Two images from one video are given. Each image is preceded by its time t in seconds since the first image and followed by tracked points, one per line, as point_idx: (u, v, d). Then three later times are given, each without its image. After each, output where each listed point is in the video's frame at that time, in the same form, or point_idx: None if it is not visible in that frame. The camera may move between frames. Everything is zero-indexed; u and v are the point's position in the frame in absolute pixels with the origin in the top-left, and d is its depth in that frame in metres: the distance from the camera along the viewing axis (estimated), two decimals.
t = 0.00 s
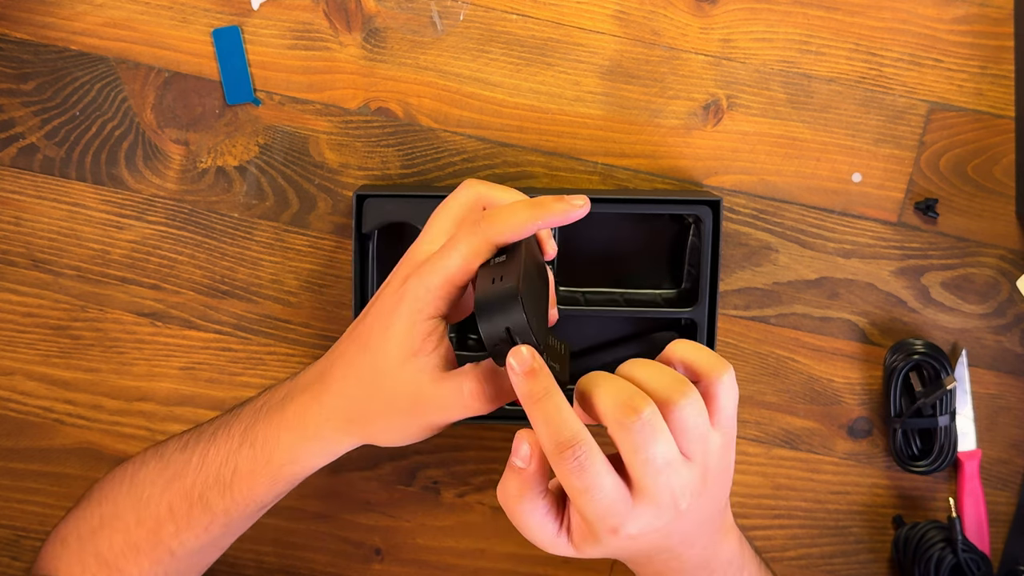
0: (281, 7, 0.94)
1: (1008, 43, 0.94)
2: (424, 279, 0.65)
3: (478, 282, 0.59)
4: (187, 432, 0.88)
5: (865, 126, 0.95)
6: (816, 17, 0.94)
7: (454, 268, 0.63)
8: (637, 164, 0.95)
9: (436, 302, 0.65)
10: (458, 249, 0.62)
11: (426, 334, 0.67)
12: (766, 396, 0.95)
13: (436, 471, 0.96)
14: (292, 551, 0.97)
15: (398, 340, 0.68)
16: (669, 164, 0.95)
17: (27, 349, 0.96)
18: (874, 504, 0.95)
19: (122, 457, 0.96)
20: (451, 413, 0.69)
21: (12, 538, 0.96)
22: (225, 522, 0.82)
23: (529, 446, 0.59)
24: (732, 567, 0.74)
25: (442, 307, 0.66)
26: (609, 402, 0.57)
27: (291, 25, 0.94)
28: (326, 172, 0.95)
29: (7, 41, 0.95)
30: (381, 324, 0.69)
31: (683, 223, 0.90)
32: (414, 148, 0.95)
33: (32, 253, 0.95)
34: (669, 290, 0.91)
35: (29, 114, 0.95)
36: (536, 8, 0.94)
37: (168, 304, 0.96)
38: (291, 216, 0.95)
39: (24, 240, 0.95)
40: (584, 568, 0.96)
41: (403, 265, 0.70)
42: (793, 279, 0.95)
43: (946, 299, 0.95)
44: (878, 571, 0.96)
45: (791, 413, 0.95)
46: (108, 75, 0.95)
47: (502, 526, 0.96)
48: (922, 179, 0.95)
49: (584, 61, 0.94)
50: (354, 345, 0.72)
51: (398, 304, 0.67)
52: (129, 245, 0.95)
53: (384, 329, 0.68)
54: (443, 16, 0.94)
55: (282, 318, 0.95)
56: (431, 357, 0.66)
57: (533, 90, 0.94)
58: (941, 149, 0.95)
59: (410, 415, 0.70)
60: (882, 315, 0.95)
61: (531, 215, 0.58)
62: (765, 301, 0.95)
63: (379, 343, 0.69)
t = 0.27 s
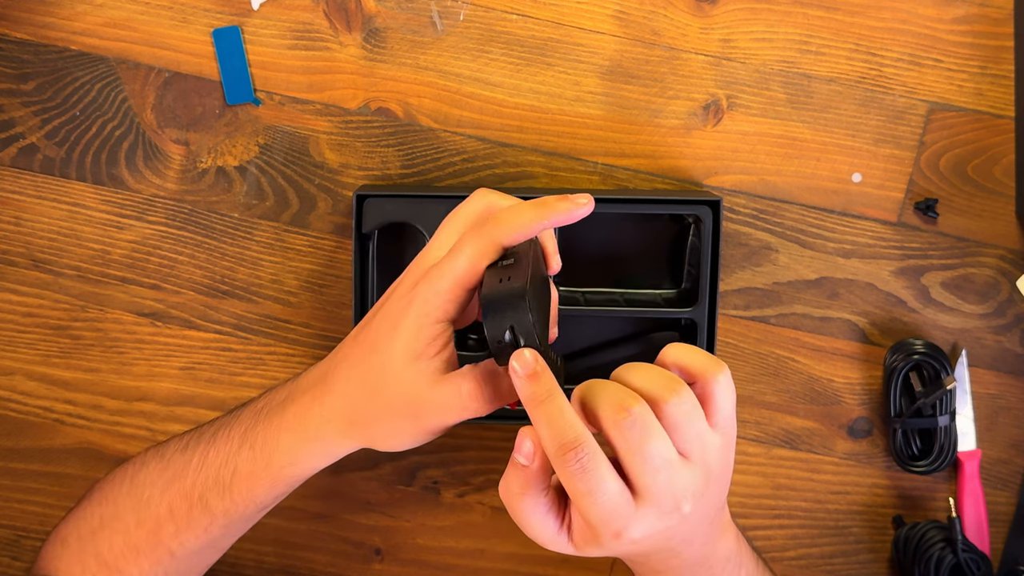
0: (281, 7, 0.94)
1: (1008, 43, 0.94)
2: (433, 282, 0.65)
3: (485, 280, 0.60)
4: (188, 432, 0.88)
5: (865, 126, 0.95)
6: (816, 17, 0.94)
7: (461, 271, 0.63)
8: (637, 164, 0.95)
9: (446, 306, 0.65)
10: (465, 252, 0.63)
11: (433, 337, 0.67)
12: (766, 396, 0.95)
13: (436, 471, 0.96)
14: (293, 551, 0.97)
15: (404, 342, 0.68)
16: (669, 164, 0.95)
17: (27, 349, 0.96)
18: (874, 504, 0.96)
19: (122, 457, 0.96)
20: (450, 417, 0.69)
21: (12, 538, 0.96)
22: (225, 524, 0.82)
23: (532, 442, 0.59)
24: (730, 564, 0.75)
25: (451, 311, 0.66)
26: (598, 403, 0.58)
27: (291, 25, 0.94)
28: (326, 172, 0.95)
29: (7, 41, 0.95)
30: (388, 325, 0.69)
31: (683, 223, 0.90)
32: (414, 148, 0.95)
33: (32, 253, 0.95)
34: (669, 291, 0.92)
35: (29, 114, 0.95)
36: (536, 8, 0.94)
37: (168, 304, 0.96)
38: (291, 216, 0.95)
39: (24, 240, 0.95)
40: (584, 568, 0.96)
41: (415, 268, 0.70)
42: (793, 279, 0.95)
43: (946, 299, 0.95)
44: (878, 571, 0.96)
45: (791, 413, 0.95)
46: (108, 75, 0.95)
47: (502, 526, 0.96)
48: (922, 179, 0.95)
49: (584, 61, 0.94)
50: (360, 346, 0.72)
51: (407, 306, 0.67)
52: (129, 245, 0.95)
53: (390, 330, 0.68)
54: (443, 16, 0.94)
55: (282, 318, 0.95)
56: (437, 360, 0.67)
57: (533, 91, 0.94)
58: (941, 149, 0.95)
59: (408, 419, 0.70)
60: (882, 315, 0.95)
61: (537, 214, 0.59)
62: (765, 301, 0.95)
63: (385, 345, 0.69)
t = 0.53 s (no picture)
0: (281, 7, 0.94)
1: (1008, 43, 0.94)
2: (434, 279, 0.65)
3: (486, 275, 0.61)
4: (188, 432, 0.88)
5: (865, 126, 0.95)
6: (816, 17, 0.94)
7: (461, 268, 0.63)
8: (637, 164, 0.95)
9: (446, 304, 0.65)
10: (464, 248, 0.63)
11: (432, 336, 0.67)
12: (766, 396, 0.95)
13: (436, 471, 0.96)
14: (293, 551, 0.97)
15: (404, 340, 0.68)
16: (669, 164, 0.95)
17: (27, 349, 0.96)
18: (874, 504, 0.96)
19: (122, 457, 0.96)
20: (448, 415, 0.69)
21: (12, 538, 0.96)
22: (225, 523, 0.82)
23: (531, 440, 0.59)
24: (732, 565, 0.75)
25: (451, 309, 0.66)
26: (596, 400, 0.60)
27: (291, 26, 0.94)
28: (326, 172, 0.95)
29: (7, 41, 0.95)
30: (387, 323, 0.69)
31: (683, 223, 0.90)
32: (414, 148, 0.95)
33: (32, 253, 0.95)
34: (669, 291, 0.92)
35: (29, 114, 0.95)
36: (536, 8, 0.94)
37: (168, 304, 0.96)
38: (291, 216, 0.95)
39: (24, 240, 0.95)
40: (584, 568, 0.96)
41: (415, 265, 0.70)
42: (793, 279, 0.95)
43: (946, 299, 0.95)
44: (878, 571, 0.96)
45: (791, 413, 0.95)
46: (108, 74, 0.95)
47: (502, 525, 0.96)
48: (922, 179, 0.95)
49: (584, 61, 0.94)
50: (359, 344, 0.72)
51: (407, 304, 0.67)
52: (129, 245, 0.95)
53: (390, 328, 0.68)
54: (443, 16, 0.94)
55: (282, 318, 0.95)
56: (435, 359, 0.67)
57: (533, 91, 0.94)
58: (941, 149, 0.95)
59: (407, 417, 0.70)
60: (882, 315, 0.95)
61: (538, 210, 0.59)
62: (765, 301, 0.95)
63: (385, 343, 0.69)
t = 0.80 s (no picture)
0: (281, 7, 0.94)
1: (1008, 43, 0.94)
2: (433, 282, 0.65)
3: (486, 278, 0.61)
4: (187, 432, 0.88)
5: (865, 126, 0.95)
6: (816, 17, 0.94)
7: (461, 270, 0.63)
8: (637, 164, 0.95)
9: (446, 306, 0.66)
10: (465, 251, 0.63)
11: (431, 337, 0.67)
12: (766, 396, 0.95)
13: (436, 471, 0.96)
14: (293, 551, 0.97)
15: (402, 341, 0.68)
16: (669, 164, 0.95)
17: (27, 349, 0.96)
18: (874, 504, 0.96)
19: (122, 457, 0.96)
20: (447, 417, 0.69)
21: (12, 538, 0.96)
22: (224, 524, 0.82)
23: (534, 439, 0.59)
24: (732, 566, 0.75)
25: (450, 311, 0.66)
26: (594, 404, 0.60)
27: (291, 26, 0.94)
28: (326, 172, 0.95)
29: (7, 41, 0.95)
30: (386, 324, 0.69)
31: (683, 223, 0.90)
32: (414, 148, 0.95)
33: (32, 253, 0.95)
34: (669, 291, 0.92)
35: (29, 114, 0.95)
36: (536, 8, 0.94)
37: (168, 304, 0.96)
38: (291, 216, 0.95)
39: (24, 240, 0.95)
40: (584, 568, 0.96)
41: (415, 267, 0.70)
42: (793, 279, 0.95)
43: (946, 299, 0.95)
44: (878, 571, 0.96)
45: (791, 413, 0.95)
46: (108, 74, 0.95)
47: (502, 526, 0.96)
48: (922, 179, 0.95)
49: (584, 61, 0.94)
50: (358, 346, 0.72)
51: (405, 305, 0.67)
52: (129, 245, 0.95)
53: (389, 329, 0.69)
54: (443, 16, 0.94)
55: (282, 318, 0.95)
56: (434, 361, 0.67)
57: (533, 91, 0.94)
58: (941, 149, 0.95)
59: (405, 419, 0.70)
60: (882, 315, 0.95)
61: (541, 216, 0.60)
62: (765, 301, 0.95)
63: (384, 345, 0.69)
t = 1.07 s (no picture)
0: (281, 7, 0.94)
1: (1008, 43, 0.94)
2: (433, 281, 0.65)
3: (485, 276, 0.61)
4: (187, 433, 0.88)
5: (865, 126, 0.95)
6: (815, 17, 0.94)
7: (461, 269, 0.63)
8: (637, 164, 0.95)
9: (445, 306, 0.66)
10: (465, 250, 0.63)
11: (431, 336, 0.67)
12: (766, 396, 0.95)
13: (436, 471, 0.96)
14: (293, 551, 0.97)
15: (402, 341, 0.68)
16: (669, 164, 0.95)
17: (27, 350, 0.96)
18: (874, 504, 0.96)
19: (122, 457, 0.96)
20: (447, 416, 0.69)
21: (12, 538, 0.96)
22: (225, 525, 0.82)
23: (531, 434, 0.59)
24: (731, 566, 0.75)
25: (450, 311, 0.66)
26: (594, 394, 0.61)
27: (291, 25, 0.94)
28: (326, 172, 0.95)
29: (7, 41, 0.95)
30: (386, 323, 0.69)
31: (683, 223, 0.90)
32: (414, 148, 0.95)
33: (32, 253, 0.95)
34: (669, 291, 0.92)
35: (29, 114, 0.95)
36: (536, 8, 0.94)
37: (168, 304, 0.96)
38: (291, 216, 0.95)
39: (24, 240, 0.95)
40: (584, 568, 0.97)
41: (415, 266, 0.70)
42: (793, 279, 0.95)
43: (946, 299, 0.95)
44: (878, 571, 0.96)
45: (791, 413, 0.95)
46: (108, 74, 0.95)
47: (502, 526, 0.96)
48: (922, 179, 0.95)
49: (584, 61, 0.94)
50: (358, 346, 0.72)
51: (405, 305, 0.67)
52: (129, 245, 0.95)
53: (388, 329, 0.69)
54: (443, 16, 0.94)
55: (282, 318, 0.95)
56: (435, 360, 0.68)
57: (533, 91, 0.94)
58: (941, 149, 0.95)
59: (405, 419, 0.70)
60: (882, 315, 0.95)
61: (537, 215, 0.59)
62: (765, 301, 0.95)
63: (384, 344, 0.69)
